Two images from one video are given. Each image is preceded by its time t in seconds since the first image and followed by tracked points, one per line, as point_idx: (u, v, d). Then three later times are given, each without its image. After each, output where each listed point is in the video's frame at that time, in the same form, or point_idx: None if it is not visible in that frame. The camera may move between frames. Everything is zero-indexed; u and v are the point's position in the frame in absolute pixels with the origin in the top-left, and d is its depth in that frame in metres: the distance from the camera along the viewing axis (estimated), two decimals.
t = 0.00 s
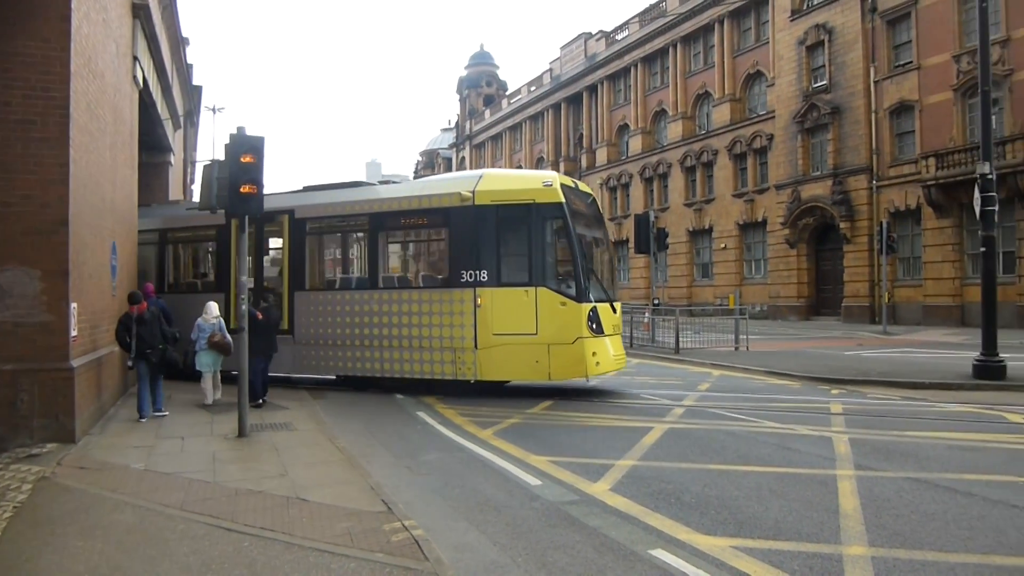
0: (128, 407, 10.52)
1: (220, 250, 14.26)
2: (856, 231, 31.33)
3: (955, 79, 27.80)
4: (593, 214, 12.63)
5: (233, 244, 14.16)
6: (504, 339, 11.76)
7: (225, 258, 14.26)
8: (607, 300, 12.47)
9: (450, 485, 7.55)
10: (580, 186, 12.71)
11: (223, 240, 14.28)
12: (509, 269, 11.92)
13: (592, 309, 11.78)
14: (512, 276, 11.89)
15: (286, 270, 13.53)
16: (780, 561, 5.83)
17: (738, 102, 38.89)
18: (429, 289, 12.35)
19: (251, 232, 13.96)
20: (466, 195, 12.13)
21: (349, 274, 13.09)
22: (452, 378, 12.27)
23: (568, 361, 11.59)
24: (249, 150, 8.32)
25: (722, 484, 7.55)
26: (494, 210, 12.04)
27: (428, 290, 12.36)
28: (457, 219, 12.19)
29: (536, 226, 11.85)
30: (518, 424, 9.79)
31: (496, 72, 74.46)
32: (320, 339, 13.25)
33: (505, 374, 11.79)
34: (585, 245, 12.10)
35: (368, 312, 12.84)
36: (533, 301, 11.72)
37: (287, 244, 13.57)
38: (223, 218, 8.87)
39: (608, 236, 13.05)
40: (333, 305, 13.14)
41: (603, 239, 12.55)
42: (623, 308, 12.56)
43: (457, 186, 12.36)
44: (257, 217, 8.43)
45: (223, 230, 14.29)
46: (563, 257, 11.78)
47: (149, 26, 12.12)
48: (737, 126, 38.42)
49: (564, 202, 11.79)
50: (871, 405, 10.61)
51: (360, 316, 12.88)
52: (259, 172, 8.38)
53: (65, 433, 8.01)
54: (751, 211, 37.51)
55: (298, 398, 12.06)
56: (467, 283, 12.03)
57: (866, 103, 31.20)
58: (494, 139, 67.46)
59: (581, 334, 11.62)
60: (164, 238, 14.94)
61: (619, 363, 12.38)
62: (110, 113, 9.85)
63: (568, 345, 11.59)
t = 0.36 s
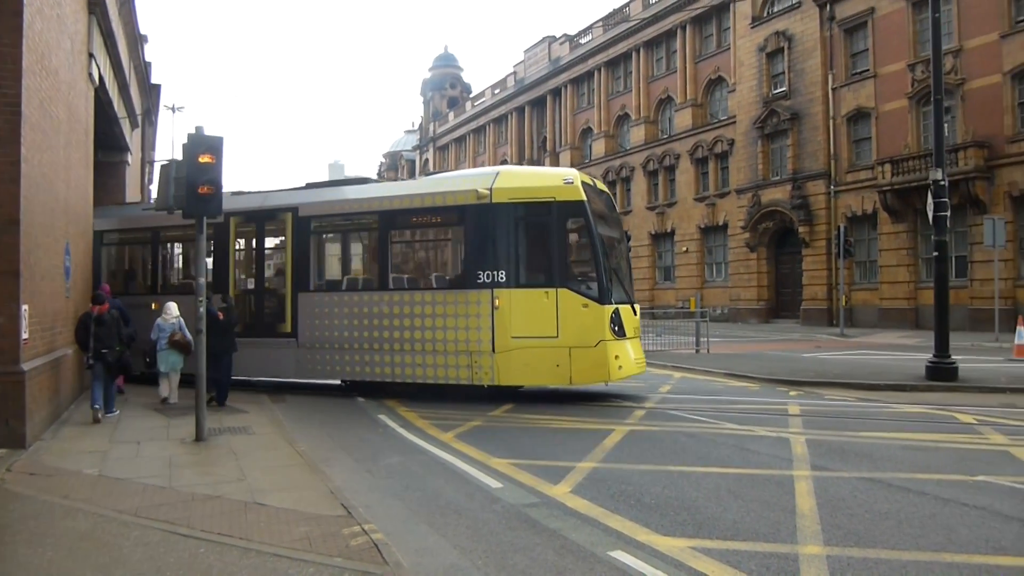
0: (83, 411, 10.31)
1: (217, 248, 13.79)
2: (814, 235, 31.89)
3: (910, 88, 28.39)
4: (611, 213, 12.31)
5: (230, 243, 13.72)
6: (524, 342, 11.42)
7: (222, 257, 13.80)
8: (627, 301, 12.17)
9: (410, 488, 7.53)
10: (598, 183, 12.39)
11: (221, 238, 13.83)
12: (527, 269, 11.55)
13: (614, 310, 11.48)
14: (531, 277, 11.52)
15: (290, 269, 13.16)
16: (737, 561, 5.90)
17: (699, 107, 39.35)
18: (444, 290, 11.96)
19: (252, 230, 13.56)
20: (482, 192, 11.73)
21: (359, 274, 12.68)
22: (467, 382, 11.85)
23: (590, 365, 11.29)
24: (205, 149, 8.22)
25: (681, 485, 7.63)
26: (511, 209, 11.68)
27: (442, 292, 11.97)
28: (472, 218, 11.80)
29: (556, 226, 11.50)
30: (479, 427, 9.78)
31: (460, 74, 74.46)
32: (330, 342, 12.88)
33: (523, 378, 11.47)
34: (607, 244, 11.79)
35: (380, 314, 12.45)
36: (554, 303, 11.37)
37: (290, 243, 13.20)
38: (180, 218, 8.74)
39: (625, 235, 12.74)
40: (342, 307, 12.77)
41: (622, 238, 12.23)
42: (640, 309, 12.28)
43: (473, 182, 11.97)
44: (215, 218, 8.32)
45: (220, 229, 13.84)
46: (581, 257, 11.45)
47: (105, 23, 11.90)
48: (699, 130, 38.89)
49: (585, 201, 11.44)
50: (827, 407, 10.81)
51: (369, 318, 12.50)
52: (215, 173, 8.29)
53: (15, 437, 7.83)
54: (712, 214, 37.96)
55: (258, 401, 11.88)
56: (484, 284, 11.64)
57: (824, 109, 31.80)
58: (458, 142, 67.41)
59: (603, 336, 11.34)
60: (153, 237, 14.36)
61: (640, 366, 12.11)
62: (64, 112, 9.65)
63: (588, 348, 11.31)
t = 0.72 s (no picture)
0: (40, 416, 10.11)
1: (222, 248, 13.42)
2: (778, 241, 32.31)
3: (870, 96, 28.88)
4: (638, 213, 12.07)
5: (236, 243, 13.36)
6: (551, 346, 11.19)
7: (227, 258, 13.43)
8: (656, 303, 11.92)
9: (373, 494, 7.49)
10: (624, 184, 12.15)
11: (227, 238, 13.46)
12: (553, 270, 11.34)
13: (643, 313, 11.25)
14: (557, 279, 11.31)
15: (301, 269, 12.82)
16: (699, 563, 5.96)
17: (666, 112, 39.71)
18: (465, 292, 11.72)
19: (261, 229, 13.20)
20: (507, 190, 11.51)
21: (375, 276, 12.38)
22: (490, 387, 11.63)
23: (619, 371, 11.05)
24: (167, 151, 8.13)
25: (645, 489, 7.69)
26: (538, 207, 11.46)
27: (464, 295, 11.72)
28: (497, 218, 11.58)
29: (583, 226, 11.29)
30: (444, 431, 9.76)
31: (427, 77, 74.37)
32: (345, 347, 12.56)
33: (551, 384, 11.24)
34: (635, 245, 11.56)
35: (397, 317, 12.15)
36: (582, 306, 11.15)
37: (300, 243, 12.86)
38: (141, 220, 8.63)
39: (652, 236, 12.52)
40: (357, 310, 12.48)
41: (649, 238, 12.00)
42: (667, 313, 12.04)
43: (496, 181, 11.74)
44: (177, 220, 8.24)
45: (226, 228, 13.47)
46: (607, 258, 11.24)
47: (63, 20, 11.71)
48: (665, 136, 39.23)
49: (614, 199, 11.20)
50: (789, 410, 10.95)
51: (387, 322, 12.20)
52: (178, 175, 8.21)
53: None
54: (678, 219, 38.27)
55: (219, 405, 11.72)
56: (508, 286, 11.44)
57: (787, 117, 32.26)
58: (426, 145, 67.26)
59: (633, 341, 11.11)
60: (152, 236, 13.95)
61: (667, 371, 11.91)
62: (20, 109, 9.47)
63: (618, 353, 11.09)
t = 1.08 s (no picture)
0: None
1: (214, 246, 12.86)
2: (727, 248, 32.86)
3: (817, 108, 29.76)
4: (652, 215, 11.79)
5: (229, 241, 12.83)
6: (566, 352, 10.81)
7: (218, 257, 12.89)
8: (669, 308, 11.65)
9: (318, 498, 7.42)
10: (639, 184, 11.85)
11: (220, 235, 12.90)
12: (568, 273, 10.96)
13: (661, 319, 10.96)
14: (573, 282, 10.93)
15: (299, 268, 12.28)
16: (643, 567, 6.02)
17: (619, 120, 40.18)
18: (475, 295, 11.28)
19: (257, 227, 12.67)
20: (522, 190, 11.10)
21: (379, 277, 11.88)
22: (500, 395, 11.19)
23: (636, 377, 10.76)
24: (110, 147, 7.95)
25: (591, 493, 7.74)
26: (553, 208, 11.07)
27: (474, 299, 11.26)
28: (510, 218, 11.16)
29: (600, 227, 10.93)
30: (392, 435, 9.70)
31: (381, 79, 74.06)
32: (345, 352, 12.05)
33: (565, 391, 10.85)
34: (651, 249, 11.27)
35: (403, 320, 11.66)
36: (598, 310, 10.79)
37: (299, 242, 12.33)
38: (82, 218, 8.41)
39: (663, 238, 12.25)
40: (358, 313, 11.97)
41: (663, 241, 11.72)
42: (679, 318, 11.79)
43: (509, 180, 11.33)
44: (119, 218, 8.06)
45: (218, 225, 12.92)
46: (625, 262, 10.91)
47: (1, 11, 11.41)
48: (618, 143, 39.67)
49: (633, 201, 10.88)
50: (734, 416, 11.13)
51: (392, 325, 11.70)
52: (121, 171, 8.03)
53: None
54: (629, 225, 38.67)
55: (161, 408, 11.48)
56: (522, 289, 11.01)
57: (736, 127, 32.87)
58: (379, 147, 66.88)
59: (650, 347, 10.81)
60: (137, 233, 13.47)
61: (680, 378, 11.63)
62: None
63: (634, 360, 10.77)
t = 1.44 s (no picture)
0: None
1: (200, 247, 12.37)
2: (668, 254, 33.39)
3: (756, 119, 30.50)
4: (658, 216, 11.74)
5: (217, 241, 12.34)
6: (576, 358, 10.65)
7: (204, 257, 12.38)
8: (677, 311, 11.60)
9: (253, 505, 7.29)
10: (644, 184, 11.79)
11: (206, 234, 12.41)
12: (577, 276, 10.80)
13: (671, 324, 10.92)
14: (582, 286, 10.76)
15: (294, 268, 11.87)
16: (579, 571, 6.08)
17: (563, 126, 40.57)
18: (480, 299, 11.06)
19: (248, 226, 12.22)
20: (530, 191, 10.92)
21: (380, 279, 11.55)
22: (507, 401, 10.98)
23: (647, 383, 10.66)
24: (37, 142, 7.71)
25: (529, 498, 7.78)
26: (562, 210, 10.90)
27: (480, 303, 11.05)
28: (518, 220, 10.96)
29: (611, 229, 10.82)
30: (330, 440, 9.60)
31: (325, 80, 73.32)
32: (342, 357, 11.69)
33: (575, 398, 10.69)
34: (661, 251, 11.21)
35: (404, 324, 11.36)
36: (608, 315, 10.67)
37: (294, 241, 11.93)
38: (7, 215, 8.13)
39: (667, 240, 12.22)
40: (357, 316, 11.62)
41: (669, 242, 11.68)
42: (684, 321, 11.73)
43: (516, 180, 11.12)
44: (47, 215, 7.82)
45: (205, 224, 12.43)
46: (636, 266, 10.82)
47: None
48: (562, 149, 40.02)
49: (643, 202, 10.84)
50: (671, 420, 11.31)
51: (392, 329, 11.40)
52: (48, 167, 7.79)
53: None
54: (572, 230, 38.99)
55: (88, 413, 11.15)
56: (530, 293, 10.83)
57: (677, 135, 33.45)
58: (322, 148, 66.15)
59: (660, 353, 10.73)
60: (115, 232, 12.89)
61: (687, 385, 11.56)
62: None
63: (645, 365, 10.67)
